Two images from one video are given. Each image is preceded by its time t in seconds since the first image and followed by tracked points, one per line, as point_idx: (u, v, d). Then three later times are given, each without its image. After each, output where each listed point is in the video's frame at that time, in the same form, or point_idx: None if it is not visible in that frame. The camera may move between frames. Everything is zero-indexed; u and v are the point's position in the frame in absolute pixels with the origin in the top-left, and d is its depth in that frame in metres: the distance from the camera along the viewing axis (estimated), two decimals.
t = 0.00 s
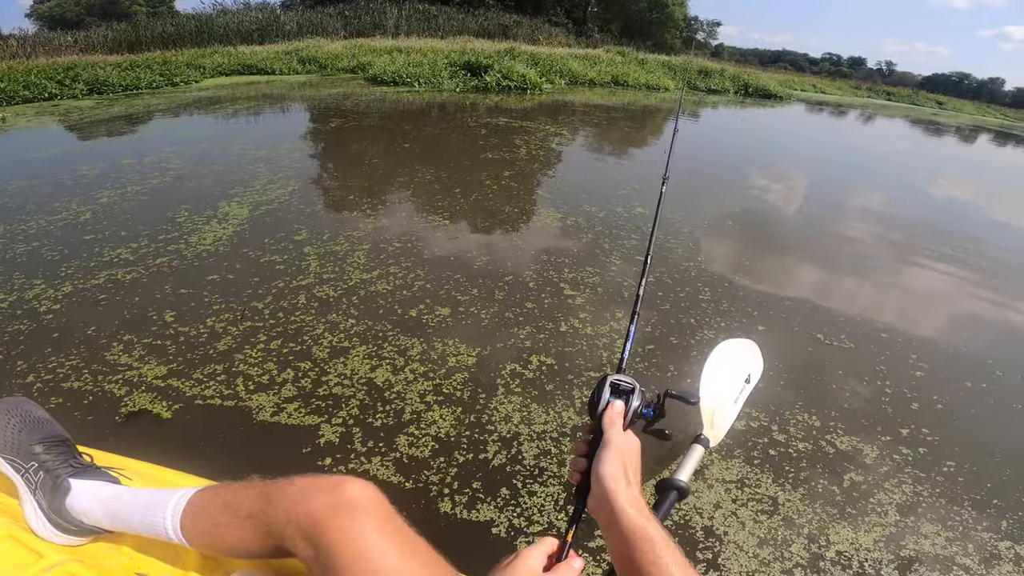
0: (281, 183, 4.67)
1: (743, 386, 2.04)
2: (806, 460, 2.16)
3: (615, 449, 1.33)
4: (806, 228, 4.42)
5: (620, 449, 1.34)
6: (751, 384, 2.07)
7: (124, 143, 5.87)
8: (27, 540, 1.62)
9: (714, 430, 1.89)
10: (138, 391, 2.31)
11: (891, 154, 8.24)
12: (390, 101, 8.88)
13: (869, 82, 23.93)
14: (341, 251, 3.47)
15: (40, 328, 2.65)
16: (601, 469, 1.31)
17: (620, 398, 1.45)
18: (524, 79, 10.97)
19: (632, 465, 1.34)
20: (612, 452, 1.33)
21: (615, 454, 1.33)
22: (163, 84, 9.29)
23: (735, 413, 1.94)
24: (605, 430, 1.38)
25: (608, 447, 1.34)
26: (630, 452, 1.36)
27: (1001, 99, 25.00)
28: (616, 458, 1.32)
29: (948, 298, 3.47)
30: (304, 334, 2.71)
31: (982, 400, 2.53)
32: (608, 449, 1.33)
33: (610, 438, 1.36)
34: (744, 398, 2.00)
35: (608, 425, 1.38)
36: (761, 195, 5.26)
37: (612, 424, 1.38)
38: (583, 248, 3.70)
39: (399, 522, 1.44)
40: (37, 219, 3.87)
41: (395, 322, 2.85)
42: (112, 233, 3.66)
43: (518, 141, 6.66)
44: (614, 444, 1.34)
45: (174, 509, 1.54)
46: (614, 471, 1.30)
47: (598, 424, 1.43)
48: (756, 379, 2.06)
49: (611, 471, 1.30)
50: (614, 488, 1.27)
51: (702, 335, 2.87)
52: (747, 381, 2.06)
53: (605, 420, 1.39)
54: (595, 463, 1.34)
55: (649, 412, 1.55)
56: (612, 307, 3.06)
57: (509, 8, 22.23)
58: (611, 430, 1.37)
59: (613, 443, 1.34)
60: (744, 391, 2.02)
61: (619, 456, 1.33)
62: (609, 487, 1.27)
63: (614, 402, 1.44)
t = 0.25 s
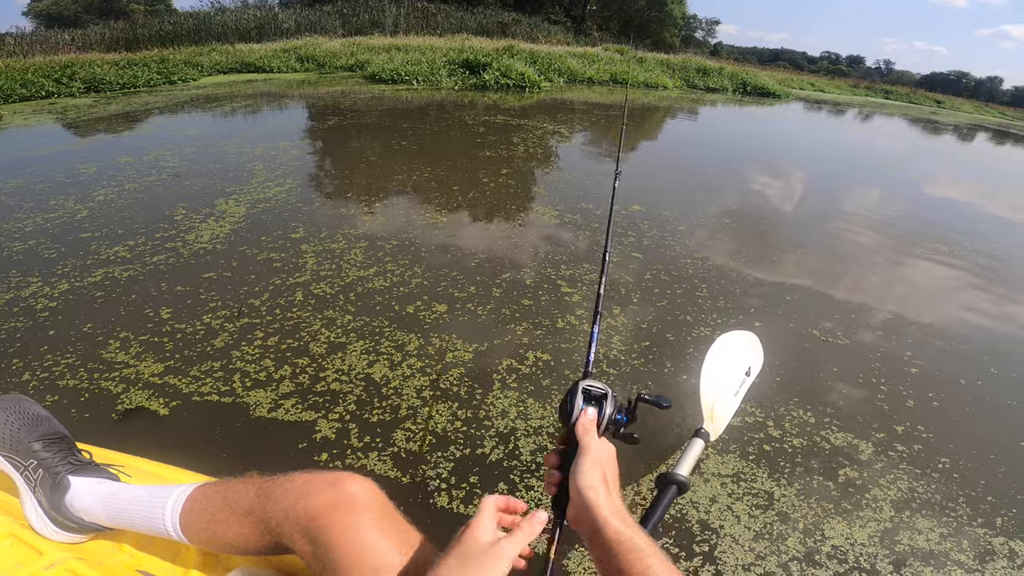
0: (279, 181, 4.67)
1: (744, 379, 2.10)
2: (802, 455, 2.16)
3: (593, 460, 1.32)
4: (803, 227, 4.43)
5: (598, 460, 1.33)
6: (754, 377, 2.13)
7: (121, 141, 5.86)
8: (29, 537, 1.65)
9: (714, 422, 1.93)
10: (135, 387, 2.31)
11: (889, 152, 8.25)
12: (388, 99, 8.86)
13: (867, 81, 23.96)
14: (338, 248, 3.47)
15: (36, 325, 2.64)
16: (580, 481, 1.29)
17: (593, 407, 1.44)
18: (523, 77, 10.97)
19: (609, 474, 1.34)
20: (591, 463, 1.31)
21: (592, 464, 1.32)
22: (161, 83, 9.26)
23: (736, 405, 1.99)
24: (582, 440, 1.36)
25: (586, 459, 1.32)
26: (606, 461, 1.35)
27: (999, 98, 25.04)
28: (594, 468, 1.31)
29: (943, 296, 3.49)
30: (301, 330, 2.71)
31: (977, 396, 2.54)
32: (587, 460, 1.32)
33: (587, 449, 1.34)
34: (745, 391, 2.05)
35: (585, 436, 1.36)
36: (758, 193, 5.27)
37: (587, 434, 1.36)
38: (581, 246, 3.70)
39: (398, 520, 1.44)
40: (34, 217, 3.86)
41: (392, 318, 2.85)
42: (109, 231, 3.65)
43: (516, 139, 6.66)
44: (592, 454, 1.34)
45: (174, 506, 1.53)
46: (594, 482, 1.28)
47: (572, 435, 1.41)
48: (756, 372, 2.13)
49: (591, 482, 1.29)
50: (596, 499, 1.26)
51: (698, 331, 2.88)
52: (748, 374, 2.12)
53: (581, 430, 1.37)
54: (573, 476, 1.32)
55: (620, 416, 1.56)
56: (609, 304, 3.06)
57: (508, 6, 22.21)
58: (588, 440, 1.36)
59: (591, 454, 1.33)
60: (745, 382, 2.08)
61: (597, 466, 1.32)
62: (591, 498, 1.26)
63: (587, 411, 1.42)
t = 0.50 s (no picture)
0: (275, 179, 4.66)
1: (738, 376, 2.14)
2: (794, 450, 2.17)
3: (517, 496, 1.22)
4: (799, 225, 4.44)
5: (520, 497, 1.22)
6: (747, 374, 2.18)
7: (117, 139, 5.84)
8: (25, 534, 1.65)
9: (709, 418, 1.95)
10: (129, 384, 2.31)
11: (885, 151, 8.27)
12: (386, 98, 8.85)
13: (865, 80, 24.00)
14: (334, 246, 3.47)
15: (30, 323, 2.64)
16: (504, 526, 1.19)
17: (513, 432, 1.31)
18: (520, 76, 10.96)
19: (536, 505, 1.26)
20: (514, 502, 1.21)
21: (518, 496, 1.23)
22: (157, 81, 9.24)
23: (730, 402, 2.02)
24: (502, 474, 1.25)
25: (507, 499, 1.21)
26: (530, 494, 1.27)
27: (997, 97, 25.08)
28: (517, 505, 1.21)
29: (937, 293, 3.50)
30: (296, 327, 2.71)
31: (969, 392, 2.55)
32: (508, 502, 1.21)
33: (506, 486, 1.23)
34: (739, 388, 2.09)
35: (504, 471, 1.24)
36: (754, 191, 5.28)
37: (508, 467, 1.25)
38: (576, 243, 3.71)
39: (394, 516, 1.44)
40: (29, 215, 3.85)
41: (386, 314, 2.84)
42: (104, 230, 3.64)
43: (513, 137, 6.66)
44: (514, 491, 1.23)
45: (171, 502, 1.53)
46: (519, 522, 1.19)
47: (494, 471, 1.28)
48: (749, 370, 2.18)
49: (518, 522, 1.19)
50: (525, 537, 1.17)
51: (693, 328, 2.89)
52: (742, 370, 2.17)
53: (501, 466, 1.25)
54: (496, 519, 1.22)
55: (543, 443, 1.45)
56: (604, 300, 3.06)
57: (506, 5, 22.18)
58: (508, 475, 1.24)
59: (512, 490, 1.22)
60: (739, 379, 2.12)
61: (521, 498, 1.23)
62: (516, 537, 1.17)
63: (508, 438, 1.29)
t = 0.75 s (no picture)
0: (276, 176, 4.65)
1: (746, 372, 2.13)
2: (801, 444, 2.16)
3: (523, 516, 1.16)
4: (801, 222, 4.43)
5: (517, 518, 1.13)
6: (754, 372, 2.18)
7: (117, 138, 5.82)
8: (28, 533, 1.65)
9: (719, 414, 1.92)
10: (130, 381, 2.30)
11: (886, 148, 8.25)
12: (386, 96, 8.83)
13: (865, 78, 23.97)
14: (335, 242, 3.45)
15: (31, 320, 2.62)
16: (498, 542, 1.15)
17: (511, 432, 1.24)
18: (521, 74, 10.94)
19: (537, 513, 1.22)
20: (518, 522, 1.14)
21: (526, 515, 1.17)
22: (157, 80, 9.21)
23: (738, 398, 2.00)
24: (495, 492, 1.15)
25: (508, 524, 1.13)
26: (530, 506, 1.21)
27: (997, 95, 25.05)
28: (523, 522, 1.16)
29: (941, 290, 3.50)
30: (298, 322, 2.69)
31: (975, 387, 2.54)
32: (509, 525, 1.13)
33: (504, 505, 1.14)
34: (747, 385, 2.08)
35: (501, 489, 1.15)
36: (756, 189, 5.27)
37: (503, 484, 1.16)
38: (579, 239, 3.69)
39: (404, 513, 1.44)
40: (29, 213, 3.84)
41: (389, 309, 2.83)
42: (104, 227, 3.62)
43: (514, 135, 6.65)
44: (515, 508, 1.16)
45: (175, 501, 1.52)
46: (511, 543, 1.13)
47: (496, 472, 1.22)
48: (757, 367, 2.17)
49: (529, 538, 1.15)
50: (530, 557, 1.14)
51: (697, 323, 2.87)
52: (750, 367, 2.16)
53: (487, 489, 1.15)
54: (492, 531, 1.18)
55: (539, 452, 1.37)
56: (607, 296, 3.05)
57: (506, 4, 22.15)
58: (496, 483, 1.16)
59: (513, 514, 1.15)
60: (747, 376, 2.12)
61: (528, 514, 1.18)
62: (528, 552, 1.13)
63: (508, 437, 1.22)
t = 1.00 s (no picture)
0: (272, 176, 4.62)
1: (743, 374, 2.11)
2: (799, 443, 2.14)
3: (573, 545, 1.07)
4: (799, 221, 4.42)
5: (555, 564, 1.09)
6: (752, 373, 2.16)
7: (113, 138, 5.79)
8: (19, 536, 1.62)
9: (716, 416, 1.91)
10: (122, 382, 2.27)
11: (885, 148, 8.25)
12: (384, 95, 8.80)
13: (863, 78, 23.98)
14: (331, 242, 3.43)
15: (23, 321, 2.60)
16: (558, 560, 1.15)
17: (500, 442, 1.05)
18: (519, 73, 10.92)
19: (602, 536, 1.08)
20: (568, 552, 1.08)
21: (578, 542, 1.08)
22: (154, 80, 9.17)
23: (735, 400, 1.99)
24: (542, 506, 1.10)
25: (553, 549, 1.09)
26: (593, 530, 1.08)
27: (995, 94, 25.06)
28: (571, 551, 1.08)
29: (939, 288, 3.48)
30: (292, 322, 2.67)
31: (973, 385, 2.53)
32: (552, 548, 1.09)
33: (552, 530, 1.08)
34: (744, 386, 2.06)
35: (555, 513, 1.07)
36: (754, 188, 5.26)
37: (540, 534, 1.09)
38: (576, 238, 3.67)
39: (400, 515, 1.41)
40: (23, 213, 3.81)
41: (384, 308, 2.81)
42: (98, 227, 3.59)
43: (511, 134, 6.62)
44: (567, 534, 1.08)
45: (167, 504, 1.50)
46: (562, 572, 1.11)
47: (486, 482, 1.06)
48: (755, 368, 2.15)
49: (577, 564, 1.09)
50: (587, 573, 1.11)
51: (694, 321, 2.85)
52: (747, 369, 2.14)
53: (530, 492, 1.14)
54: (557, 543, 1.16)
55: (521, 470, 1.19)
56: (604, 294, 3.03)
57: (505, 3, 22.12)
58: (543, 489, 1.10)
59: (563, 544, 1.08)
60: (745, 377, 2.09)
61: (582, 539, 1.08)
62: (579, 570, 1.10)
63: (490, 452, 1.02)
